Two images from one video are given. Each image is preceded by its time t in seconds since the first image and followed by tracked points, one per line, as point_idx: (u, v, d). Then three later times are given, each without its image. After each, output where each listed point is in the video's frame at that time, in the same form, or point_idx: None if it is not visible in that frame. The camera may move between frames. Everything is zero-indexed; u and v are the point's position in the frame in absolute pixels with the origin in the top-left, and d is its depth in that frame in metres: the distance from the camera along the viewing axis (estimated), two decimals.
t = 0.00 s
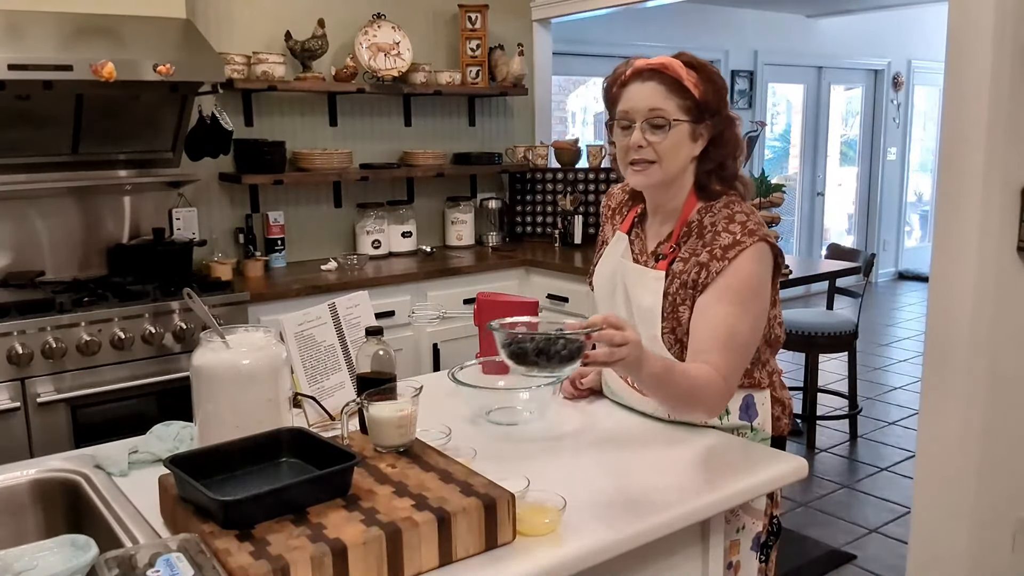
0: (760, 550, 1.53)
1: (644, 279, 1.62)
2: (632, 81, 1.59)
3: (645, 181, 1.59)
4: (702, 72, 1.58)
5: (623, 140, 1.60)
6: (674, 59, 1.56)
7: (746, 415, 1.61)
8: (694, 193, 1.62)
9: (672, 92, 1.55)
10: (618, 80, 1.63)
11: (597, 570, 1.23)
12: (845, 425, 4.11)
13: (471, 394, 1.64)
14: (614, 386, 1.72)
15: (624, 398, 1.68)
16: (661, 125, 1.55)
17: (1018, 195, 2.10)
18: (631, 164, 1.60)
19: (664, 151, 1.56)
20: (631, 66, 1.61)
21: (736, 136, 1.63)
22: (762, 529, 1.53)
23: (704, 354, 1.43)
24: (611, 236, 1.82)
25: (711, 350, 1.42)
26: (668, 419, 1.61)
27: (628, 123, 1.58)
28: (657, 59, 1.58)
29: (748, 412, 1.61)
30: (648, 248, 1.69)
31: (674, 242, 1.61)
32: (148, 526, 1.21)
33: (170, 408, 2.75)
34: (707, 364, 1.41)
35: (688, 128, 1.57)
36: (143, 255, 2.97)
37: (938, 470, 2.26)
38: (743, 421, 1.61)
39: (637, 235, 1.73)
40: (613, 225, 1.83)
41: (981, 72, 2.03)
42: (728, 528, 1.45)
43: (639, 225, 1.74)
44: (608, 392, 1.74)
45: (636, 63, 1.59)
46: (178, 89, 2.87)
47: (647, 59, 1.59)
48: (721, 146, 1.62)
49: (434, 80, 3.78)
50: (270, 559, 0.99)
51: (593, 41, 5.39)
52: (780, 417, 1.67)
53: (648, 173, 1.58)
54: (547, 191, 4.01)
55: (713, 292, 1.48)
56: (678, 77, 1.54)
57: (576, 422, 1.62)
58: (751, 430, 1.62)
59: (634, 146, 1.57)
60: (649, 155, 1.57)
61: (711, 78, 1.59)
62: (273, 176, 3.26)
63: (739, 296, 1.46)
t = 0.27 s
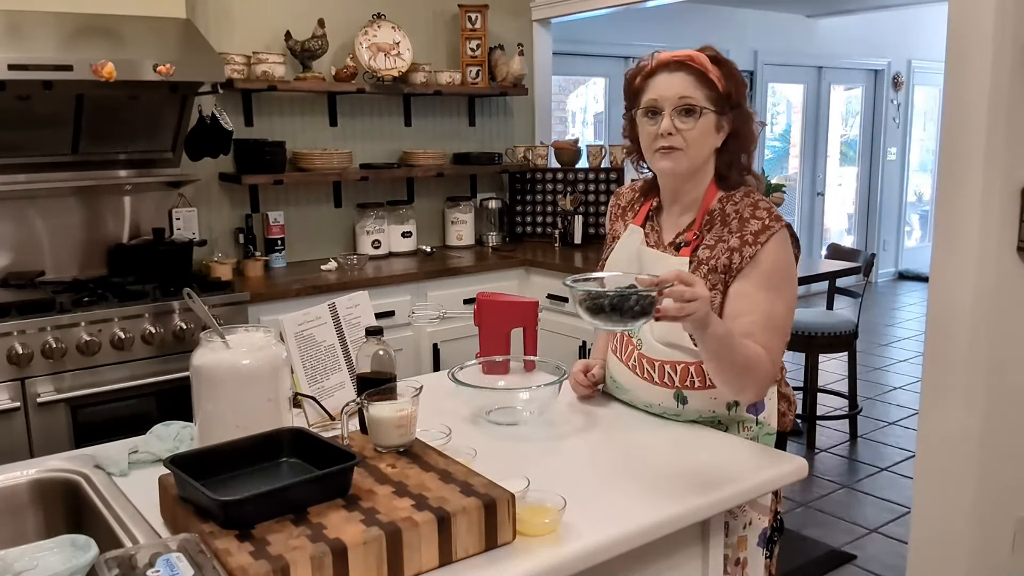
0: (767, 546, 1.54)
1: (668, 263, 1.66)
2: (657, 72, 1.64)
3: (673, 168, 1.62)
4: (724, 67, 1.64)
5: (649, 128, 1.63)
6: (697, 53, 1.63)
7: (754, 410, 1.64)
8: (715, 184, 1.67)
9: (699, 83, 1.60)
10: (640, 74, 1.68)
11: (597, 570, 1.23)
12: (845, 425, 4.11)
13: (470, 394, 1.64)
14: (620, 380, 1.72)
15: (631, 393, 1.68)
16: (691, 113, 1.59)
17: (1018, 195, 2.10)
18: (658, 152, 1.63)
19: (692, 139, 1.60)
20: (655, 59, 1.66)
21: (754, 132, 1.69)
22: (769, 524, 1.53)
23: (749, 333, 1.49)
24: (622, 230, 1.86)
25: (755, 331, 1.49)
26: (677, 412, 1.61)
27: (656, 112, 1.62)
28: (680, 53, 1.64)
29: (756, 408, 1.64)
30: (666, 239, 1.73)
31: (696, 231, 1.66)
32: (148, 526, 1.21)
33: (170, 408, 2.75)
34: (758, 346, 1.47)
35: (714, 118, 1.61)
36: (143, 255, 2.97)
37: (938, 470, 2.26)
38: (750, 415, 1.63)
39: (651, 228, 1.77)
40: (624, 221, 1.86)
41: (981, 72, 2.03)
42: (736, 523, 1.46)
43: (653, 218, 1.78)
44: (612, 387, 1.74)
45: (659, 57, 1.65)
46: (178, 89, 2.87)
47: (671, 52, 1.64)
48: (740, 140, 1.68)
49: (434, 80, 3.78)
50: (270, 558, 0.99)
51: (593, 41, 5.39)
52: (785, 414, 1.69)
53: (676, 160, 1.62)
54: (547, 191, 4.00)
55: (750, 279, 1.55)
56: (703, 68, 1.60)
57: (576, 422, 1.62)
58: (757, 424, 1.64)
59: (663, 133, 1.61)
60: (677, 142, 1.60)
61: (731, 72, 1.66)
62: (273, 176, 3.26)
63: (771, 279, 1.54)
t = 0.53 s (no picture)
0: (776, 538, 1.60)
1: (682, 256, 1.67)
2: (675, 67, 1.68)
3: (691, 158, 1.65)
4: (739, 64, 1.69)
5: (667, 119, 1.66)
6: (711, 50, 1.68)
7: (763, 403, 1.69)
8: (729, 178, 1.71)
9: (717, 76, 1.64)
10: (656, 68, 1.72)
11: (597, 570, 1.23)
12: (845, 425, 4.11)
13: (470, 394, 1.64)
14: (627, 373, 1.77)
15: (639, 385, 1.73)
16: (709, 103, 1.62)
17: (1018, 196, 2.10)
18: (676, 142, 1.65)
19: (710, 129, 1.63)
20: (671, 55, 1.70)
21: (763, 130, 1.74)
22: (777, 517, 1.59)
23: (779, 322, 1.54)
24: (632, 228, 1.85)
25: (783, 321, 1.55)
26: (689, 404, 1.66)
27: (674, 103, 1.65)
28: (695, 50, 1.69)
29: (765, 401, 1.70)
30: (680, 231, 1.74)
31: (713, 221, 1.69)
32: (148, 526, 1.21)
33: (170, 408, 2.75)
34: (792, 334, 1.54)
35: (732, 110, 1.65)
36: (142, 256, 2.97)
37: (937, 470, 2.26)
38: (761, 408, 1.69)
39: (664, 222, 1.78)
40: (634, 217, 1.85)
41: (982, 71, 2.03)
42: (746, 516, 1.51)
43: (666, 212, 1.79)
44: (617, 380, 1.79)
45: (675, 53, 1.69)
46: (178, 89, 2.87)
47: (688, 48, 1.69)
48: (752, 137, 1.72)
49: (434, 80, 3.78)
50: (270, 559, 0.99)
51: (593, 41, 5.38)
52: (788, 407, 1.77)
53: (693, 150, 1.64)
54: (547, 191, 4.00)
55: (773, 269, 1.59)
56: (718, 63, 1.65)
57: (576, 422, 1.62)
58: (766, 417, 1.70)
59: (682, 123, 1.64)
60: (696, 131, 1.63)
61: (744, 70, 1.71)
62: (273, 176, 3.26)
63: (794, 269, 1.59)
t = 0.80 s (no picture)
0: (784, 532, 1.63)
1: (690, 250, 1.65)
2: (678, 68, 1.68)
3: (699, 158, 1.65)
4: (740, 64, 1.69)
5: (674, 120, 1.66)
6: (713, 50, 1.69)
7: (773, 395, 1.67)
8: (732, 175, 1.71)
9: (721, 77, 1.65)
10: (659, 69, 1.71)
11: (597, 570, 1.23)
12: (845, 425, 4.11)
13: (470, 394, 1.65)
14: (637, 371, 1.74)
15: (650, 382, 1.71)
16: (716, 104, 1.63)
17: (1018, 196, 2.10)
18: (684, 142, 1.65)
19: (716, 128, 1.63)
20: (673, 56, 1.70)
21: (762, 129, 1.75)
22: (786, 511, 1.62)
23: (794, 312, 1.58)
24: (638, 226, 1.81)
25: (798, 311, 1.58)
26: (705, 398, 1.65)
27: (680, 104, 1.65)
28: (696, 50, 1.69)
29: (775, 391, 1.68)
30: (689, 229, 1.73)
31: (724, 217, 1.69)
32: (148, 526, 1.21)
33: (170, 408, 2.75)
34: (808, 324, 1.57)
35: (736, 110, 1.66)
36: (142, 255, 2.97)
37: (937, 471, 2.26)
38: (772, 402, 1.67)
39: (671, 220, 1.76)
40: (637, 217, 1.82)
41: (981, 71, 2.03)
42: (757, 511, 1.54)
43: (672, 210, 1.77)
44: (624, 378, 1.76)
45: (676, 54, 1.69)
46: (178, 90, 2.87)
47: (691, 49, 1.69)
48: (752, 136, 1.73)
49: (434, 80, 3.78)
50: (270, 559, 0.99)
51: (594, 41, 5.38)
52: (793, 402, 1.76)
53: (701, 149, 1.64)
54: (547, 191, 4.00)
55: (785, 261, 1.61)
56: (721, 63, 1.66)
57: (576, 422, 1.62)
58: (775, 411, 1.67)
59: (689, 124, 1.63)
60: (704, 131, 1.63)
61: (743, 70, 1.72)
62: (273, 176, 3.26)
63: (806, 261, 1.61)
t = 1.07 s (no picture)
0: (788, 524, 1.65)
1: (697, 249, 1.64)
2: (676, 71, 1.67)
3: (701, 161, 1.64)
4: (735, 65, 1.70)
5: (674, 123, 1.65)
6: (707, 51, 1.68)
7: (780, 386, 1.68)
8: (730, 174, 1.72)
9: (719, 78, 1.65)
10: (656, 72, 1.71)
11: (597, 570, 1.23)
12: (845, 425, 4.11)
13: (470, 394, 1.64)
14: (648, 369, 1.72)
15: (662, 380, 1.70)
16: (715, 107, 1.63)
17: (1018, 196, 2.10)
18: (685, 145, 1.64)
19: (717, 130, 1.63)
20: (670, 59, 1.70)
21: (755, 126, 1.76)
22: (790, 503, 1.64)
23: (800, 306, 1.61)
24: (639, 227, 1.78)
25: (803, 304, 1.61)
26: (719, 393, 1.65)
27: (679, 107, 1.65)
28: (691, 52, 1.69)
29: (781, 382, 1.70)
30: (693, 228, 1.73)
31: (728, 214, 1.69)
32: (148, 526, 1.21)
33: (170, 408, 2.75)
34: (814, 316, 1.60)
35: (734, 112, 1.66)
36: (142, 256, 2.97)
37: (937, 471, 2.26)
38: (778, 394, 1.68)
39: (672, 219, 1.76)
40: (637, 218, 1.79)
41: (982, 71, 2.03)
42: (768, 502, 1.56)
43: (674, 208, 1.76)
44: (633, 377, 1.74)
45: (672, 56, 1.69)
46: (178, 89, 2.87)
47: (687, 52, 1.69)
48: (746, 134, 1.73)
49: (434, 80, 3.78)
50: (270, 559, 0.99)
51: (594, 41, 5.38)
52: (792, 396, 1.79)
53: (702, 152, 1.64)
54: (547, 191, 4.00)
55: (790, 253, 1.63)
56: (717, 64, 1.66)
57: (576, 422, 1.62)
58: (783, 404, 1.68)
59: (690, 127, 1.63)
60: (705, 134, 1.62)
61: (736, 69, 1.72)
62: (273, 176, 3.26)
63: (809, 254, 1.64)
